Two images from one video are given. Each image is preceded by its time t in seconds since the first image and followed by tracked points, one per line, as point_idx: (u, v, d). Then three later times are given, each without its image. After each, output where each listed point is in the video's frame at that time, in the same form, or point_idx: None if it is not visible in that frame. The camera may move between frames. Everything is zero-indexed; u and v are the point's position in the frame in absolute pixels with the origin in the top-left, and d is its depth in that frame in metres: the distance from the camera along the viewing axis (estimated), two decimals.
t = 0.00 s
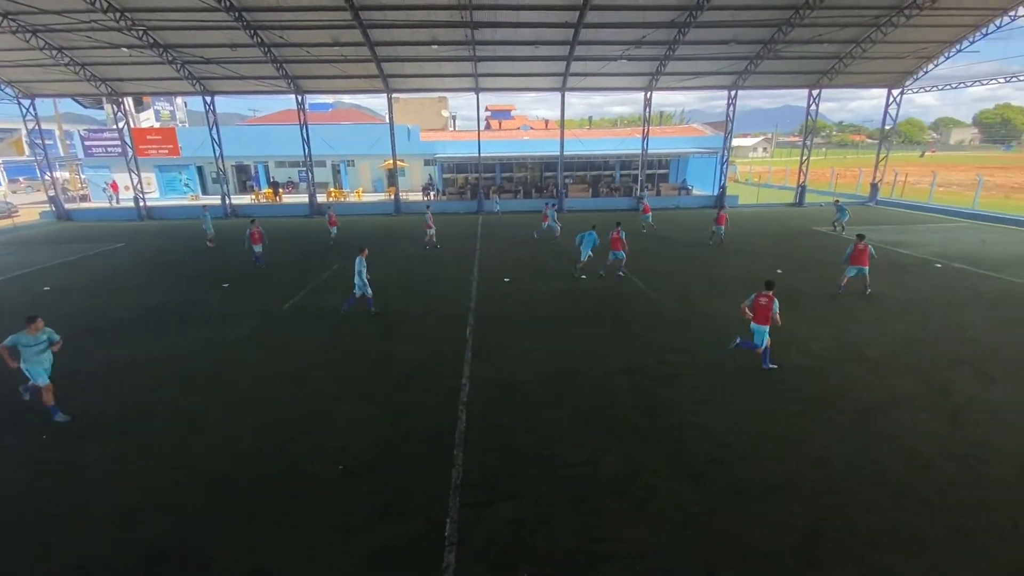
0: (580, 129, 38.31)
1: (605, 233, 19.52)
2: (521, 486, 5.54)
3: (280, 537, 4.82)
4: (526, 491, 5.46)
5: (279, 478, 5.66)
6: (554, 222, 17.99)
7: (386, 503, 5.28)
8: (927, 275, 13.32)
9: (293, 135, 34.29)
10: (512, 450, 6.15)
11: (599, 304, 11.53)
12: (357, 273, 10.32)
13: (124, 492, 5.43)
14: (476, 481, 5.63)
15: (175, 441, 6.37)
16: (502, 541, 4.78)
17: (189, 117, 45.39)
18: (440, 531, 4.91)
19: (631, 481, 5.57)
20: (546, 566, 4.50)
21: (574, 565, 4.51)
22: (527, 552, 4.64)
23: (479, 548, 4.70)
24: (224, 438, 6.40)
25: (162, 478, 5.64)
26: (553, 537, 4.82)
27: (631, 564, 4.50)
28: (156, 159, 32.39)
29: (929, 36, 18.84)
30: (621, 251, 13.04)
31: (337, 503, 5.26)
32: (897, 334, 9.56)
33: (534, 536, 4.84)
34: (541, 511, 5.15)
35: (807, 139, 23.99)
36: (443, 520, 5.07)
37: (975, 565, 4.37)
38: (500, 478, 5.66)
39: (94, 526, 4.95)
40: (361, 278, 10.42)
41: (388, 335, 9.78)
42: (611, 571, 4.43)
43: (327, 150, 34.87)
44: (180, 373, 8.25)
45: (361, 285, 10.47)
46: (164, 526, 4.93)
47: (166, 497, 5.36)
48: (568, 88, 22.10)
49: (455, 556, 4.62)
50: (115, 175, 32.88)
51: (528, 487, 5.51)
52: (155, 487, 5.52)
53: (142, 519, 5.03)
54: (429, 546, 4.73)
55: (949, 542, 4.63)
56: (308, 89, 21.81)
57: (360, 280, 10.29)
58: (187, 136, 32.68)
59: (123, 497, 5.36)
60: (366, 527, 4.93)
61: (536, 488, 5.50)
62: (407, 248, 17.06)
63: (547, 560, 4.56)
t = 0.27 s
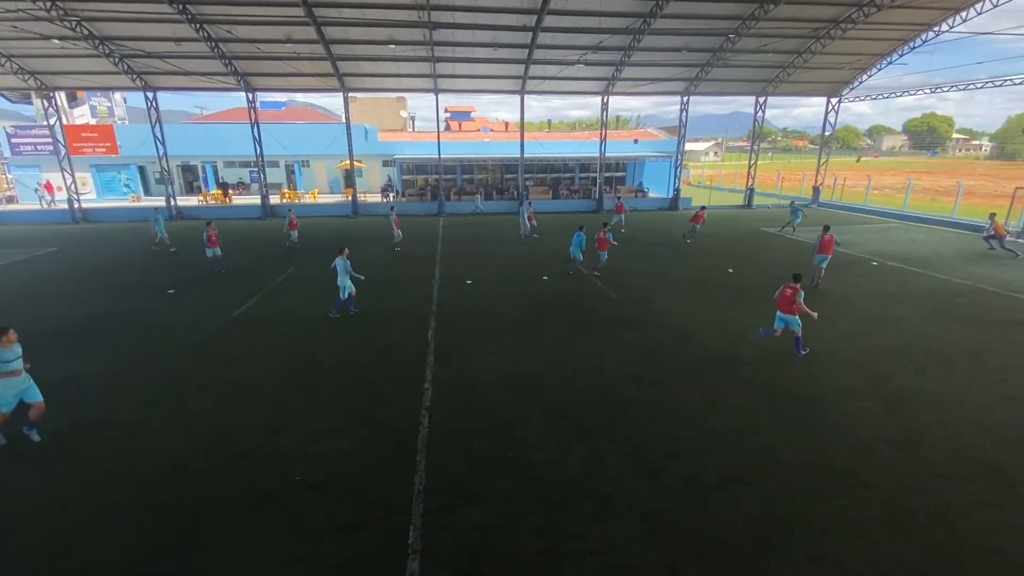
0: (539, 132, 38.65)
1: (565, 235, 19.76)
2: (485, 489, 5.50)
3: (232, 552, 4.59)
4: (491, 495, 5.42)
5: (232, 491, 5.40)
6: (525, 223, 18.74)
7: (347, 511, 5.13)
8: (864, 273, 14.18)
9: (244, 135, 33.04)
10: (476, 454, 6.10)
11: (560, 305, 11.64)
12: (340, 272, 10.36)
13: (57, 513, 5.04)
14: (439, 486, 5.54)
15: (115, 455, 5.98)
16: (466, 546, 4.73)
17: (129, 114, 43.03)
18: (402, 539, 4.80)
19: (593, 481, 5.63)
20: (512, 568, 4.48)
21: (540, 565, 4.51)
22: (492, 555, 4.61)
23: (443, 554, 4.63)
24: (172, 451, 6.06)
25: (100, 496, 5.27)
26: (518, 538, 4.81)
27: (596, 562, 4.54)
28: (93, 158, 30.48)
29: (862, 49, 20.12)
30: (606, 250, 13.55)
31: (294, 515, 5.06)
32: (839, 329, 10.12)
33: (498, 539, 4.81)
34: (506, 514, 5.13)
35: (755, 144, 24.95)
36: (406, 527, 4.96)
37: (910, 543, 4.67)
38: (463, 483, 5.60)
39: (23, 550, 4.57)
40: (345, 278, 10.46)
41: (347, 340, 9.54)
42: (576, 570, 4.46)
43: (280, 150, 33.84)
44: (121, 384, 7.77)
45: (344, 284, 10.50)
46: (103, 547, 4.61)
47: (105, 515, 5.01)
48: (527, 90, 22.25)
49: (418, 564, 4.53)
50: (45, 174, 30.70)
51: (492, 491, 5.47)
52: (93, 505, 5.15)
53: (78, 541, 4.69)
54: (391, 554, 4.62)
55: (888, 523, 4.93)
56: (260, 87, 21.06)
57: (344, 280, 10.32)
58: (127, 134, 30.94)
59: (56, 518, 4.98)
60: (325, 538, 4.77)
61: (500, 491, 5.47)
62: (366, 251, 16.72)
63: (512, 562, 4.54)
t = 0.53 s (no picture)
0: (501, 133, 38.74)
1: (529, 235, 19.86)
2: (452, 492, 5.41)
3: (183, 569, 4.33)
4: (458, 497, 5.33)
5: (182, 503, 5.10)
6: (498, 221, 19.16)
7: (308, 520, 4.94)
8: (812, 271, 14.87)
9: (194, 131, 31.70)
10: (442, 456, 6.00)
11: (525, 306, 11.65)
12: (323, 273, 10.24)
13: None
14: (405, 491, 5.41)
15: (52, 470, 5.56)
16: (433, 550, 4.63)
17: (66, 108, 40.51)
18: (367, 546, 4.65)
19: (561, 479, 5.63)
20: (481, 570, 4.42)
21: (509, 566, 4.47)
22: (461, 558, 4.53)
23: (410, 559, 4.52)
24: (115, 464, 5.68)
25: (35, 515, 4.88)
26: (487, 540, 4.75)
27: (564, 560, 4.54)
28: (25, 154, 28.49)
29: (807, 57, 21.14)
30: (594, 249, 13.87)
31: (251, 526, 4.83)
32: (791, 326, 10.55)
33: (466, 541, 4.73)
34: (474, 515, 5.06)
35: (710, 147, 25.69)
36: (371, 534, 4.81)
37: (860, 528, 4.91)
38: (429, 486, 5.49)
39: None
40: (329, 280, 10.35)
41: (307, 343, 9.24)
42: (545, 568, 4.44)
43: (234, 148, 32.71)
44: (59, 393, 7.25)
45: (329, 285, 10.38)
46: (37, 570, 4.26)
47: (39, 535, 4.64)
48: (489, 91, 22.23)
49: (384, 570, 4.40)
50: None
51: (459, 493, 5.38)
52: (26, 525, 4.76)
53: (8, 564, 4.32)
54: (355, 563, 4.46)
55: (839, 509, 5.16)
56: (211, 82, 20.22)
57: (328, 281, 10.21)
58: (64, 129, 29.11)
59: None
60: (284, 549, 4.57)
61: (468, 492, 5.40)
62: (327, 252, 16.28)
63: (481, 565, 4.47)
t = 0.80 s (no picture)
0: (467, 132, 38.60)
1: (497, 234, 19.85)
2: (420, 493, 5.29)
3: None
4: (427, 498, 5.21)
5: (130, 515, 4.80)
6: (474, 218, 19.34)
7: (268, 527, 4.72)
8: (769, 269, 15.41)
9: (146, 126, 30.34)
10: (410, 457, 5.87)
11: (494, 305, 11.60)
12: (308, 272, 10.14)
13: None
14: (372, 494, 5.25)
15: None
16: (401, 553, 4.50)
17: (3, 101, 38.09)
18: (333, 552, 4.48)
19: (533, 477, 5.59)
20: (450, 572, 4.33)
21: (479, 566, 4.40)
22: (429, 561, 4.43)
23: (377, 564, 4.38)
24: (57, 476, 5.31)
25: None
26: (456, 541, 4.67)
27: (535, 557, 4.50)
28: None
29: (763, 62, 21.93)
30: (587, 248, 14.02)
31: (208, 536, 4.59)
32: (752, 321, 10.88)
33: (436, 543, 4.63)
34: (443, 517, 4.96)
35: (672, 149, 26.27)
36: (337, 540, 4.64)
37: (818, 516, 5.08)
38: (397, 487, 5.36)
39: None
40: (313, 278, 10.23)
41: (267, 346, 8.91)
42: (515, 568, 4.39)
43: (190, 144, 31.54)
44: None
45: (314, 284, 10.26)
46: None
47: None
48: (456, 89, 22.09)
49: None
50: None
51: (429, 494, 5.27)
52: None
53: None
54: (320, 570, 4.30)
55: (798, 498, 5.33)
56: (164, 75, 19.39)
57: (312, 279, 10.09)
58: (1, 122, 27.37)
59: None
60: (244, 560, 4.36)
61: (436, 493, 5.29)
62: (290, 253, 15.83)
63: (451, 566, 4.38)
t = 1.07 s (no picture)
0: (440, 130, 38.34)
1: (470, 233, 19.76)
2: (395, 495, 5.19)
3: None
4: (402, 500, 5.12)
5: (85, 526, 4.56)
6: (450, 217, 19.41)
7: (235, 533, 4.57)
8: (737, 266, 15.81)
9: (103, 120, 29.09)
10: (382, 458, 5.77)
11: (468, 304, 11.53)
12: (291, 267, 10.06)
13: None
14: (345, 498, 5.12)
15: None
16: (375, 555, 4.42)
17: None
18: (304, 559, 4.35)
19: (509, 476, 5.55)
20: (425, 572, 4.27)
21: (454, 565, 4.36)
22: (404, 561, 4.36)
23: (349, 567, 4.29)
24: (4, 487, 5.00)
25: None
26: (431, 540, 4.61)
27: (510, 555, 4.49)
28: None
29: (729, 66, 22.51)
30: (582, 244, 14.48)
31: (170, 546, 4.39)
32: (722, 318, 11.11)
33: (411, 546, 4.54)
34: (417, 517, 4.89)
35: (643, 149, 26.65)
36: (308, 546, 4.50)
37: (783, 505, 5.24)
38: (370, 490, 5.24)
39: None
40: (297, 273, 10.12)
41: (233, 347, 8.63)
42: (491, 565, 4.37)
43: (150, 140, 30.38)
44: None
45: (297, 280, 10.15)
46: None
47: None
48: (428, 87, 21.90)
49: None
50: None
51: (403, 496, 5.17)
52: None
53: None
54: None
55: (765, 488, 5.48)
56: (122, 67, 18.63)
57: (295, 275, 9.99)
58: None
59: None
60: (209, 570, 4.18)
61: (410, 493, 5.22)
62: (258, 252, 15.41)
63: (426, 566, 4.33)
